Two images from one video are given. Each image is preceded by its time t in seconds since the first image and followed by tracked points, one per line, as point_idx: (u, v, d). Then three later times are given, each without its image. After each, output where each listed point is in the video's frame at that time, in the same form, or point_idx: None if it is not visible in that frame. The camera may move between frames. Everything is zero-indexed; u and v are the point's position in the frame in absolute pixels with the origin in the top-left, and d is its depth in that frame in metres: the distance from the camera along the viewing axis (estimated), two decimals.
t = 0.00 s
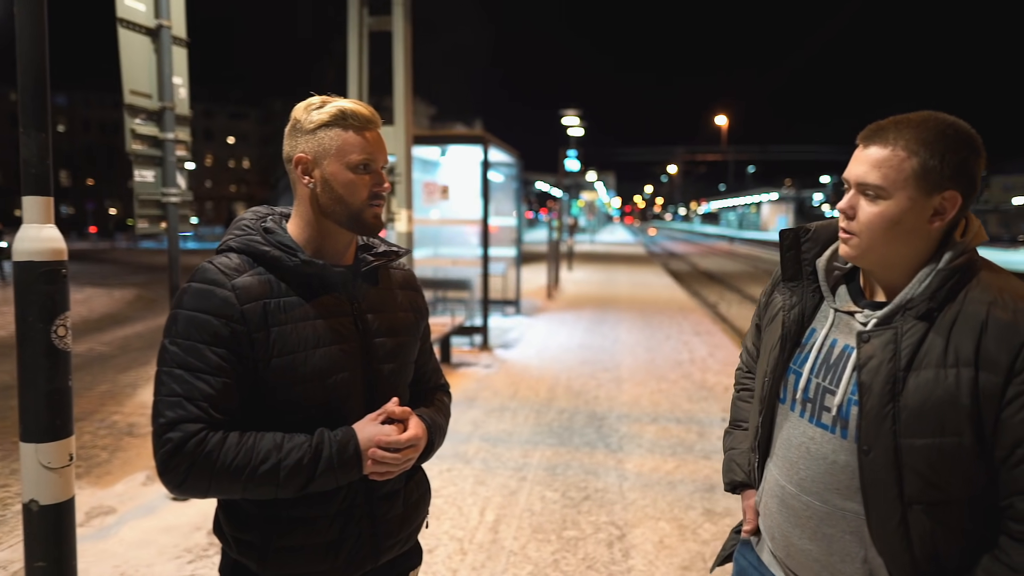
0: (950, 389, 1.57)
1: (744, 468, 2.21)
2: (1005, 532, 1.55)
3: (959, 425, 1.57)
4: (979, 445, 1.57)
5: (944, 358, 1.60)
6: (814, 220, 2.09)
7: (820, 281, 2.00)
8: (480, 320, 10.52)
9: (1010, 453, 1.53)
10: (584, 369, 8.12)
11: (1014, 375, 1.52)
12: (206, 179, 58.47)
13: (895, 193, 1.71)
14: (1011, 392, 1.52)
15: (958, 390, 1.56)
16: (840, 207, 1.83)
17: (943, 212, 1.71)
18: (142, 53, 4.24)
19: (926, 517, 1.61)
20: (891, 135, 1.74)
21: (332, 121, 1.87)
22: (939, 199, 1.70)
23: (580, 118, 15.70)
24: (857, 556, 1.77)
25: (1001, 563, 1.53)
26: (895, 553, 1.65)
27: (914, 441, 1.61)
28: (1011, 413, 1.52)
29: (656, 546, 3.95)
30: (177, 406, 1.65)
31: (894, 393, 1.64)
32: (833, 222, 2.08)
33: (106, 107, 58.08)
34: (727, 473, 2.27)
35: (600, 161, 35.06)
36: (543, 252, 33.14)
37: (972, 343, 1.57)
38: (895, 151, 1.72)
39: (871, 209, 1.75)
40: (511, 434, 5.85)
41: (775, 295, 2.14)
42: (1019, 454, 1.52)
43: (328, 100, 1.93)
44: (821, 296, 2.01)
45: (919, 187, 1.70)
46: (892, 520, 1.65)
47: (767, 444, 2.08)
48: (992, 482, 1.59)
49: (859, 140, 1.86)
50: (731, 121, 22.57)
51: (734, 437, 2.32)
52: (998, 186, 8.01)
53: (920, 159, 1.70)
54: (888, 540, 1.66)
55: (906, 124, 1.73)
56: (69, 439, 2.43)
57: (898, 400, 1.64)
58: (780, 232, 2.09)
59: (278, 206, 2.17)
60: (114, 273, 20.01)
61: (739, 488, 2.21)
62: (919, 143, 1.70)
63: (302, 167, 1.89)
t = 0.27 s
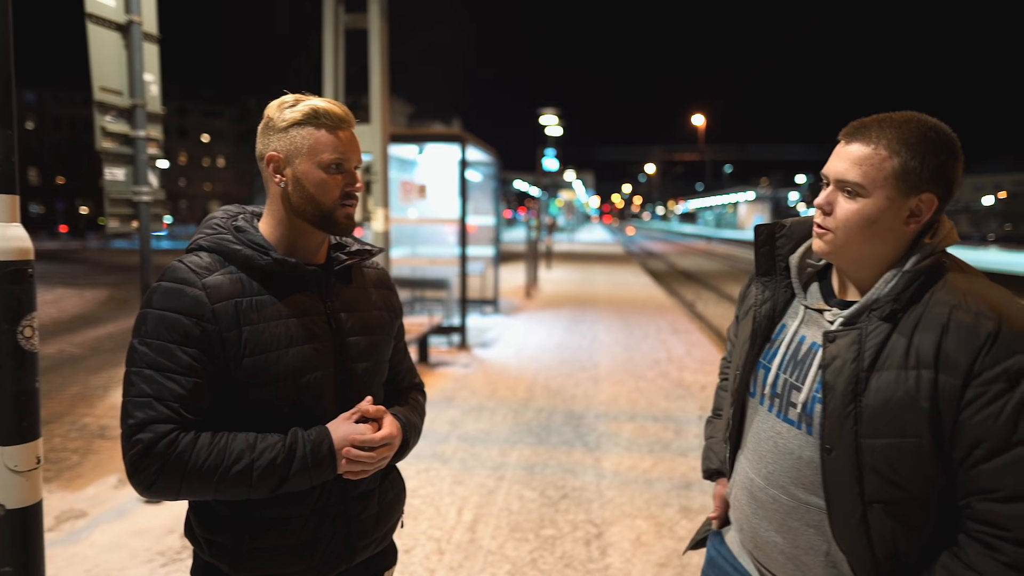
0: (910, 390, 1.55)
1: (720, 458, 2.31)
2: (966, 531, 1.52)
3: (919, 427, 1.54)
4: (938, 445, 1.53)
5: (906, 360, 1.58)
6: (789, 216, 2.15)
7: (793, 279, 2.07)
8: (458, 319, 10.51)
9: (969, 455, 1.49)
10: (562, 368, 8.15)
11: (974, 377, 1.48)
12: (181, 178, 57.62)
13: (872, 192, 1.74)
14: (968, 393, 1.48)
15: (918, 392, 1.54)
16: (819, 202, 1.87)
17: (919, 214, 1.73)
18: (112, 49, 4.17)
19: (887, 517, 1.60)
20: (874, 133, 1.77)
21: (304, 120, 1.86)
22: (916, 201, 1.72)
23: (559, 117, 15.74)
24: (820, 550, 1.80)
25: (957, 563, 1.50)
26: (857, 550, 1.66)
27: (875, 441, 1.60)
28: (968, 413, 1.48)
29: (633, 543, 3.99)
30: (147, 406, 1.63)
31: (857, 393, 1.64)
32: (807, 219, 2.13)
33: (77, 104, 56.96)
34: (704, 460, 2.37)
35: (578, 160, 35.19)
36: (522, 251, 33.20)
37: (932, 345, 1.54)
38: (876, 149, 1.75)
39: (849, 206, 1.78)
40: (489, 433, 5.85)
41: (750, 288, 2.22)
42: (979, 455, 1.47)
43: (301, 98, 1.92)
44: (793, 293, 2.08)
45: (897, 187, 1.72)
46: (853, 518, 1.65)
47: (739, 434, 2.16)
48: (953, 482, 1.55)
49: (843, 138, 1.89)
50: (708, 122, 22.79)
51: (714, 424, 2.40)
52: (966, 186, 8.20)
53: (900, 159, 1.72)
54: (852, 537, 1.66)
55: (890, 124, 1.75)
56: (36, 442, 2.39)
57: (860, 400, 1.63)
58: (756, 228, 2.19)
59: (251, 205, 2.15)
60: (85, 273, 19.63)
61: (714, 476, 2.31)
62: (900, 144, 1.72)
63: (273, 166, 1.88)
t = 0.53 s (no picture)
0: (868, 373, 1.66)
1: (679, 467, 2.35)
2: (919, 506, 1.61)
3: (877, 406, 1.64)
4: (894, 424, 1.63)
5: (864, 344, 1.69)
6: (742, 216, 2.22)
7: (748, 275, 2.12)
8: (444, 318, 10.50)
9: (922, 431, 1.59)
10: (548, 367, 8.17)
11: (925, 358, 1.59)
12: (164, 176, 56.97)
13: (833, 181, 1.83)
14: (920, 372, 1.59)
15: (876, 374, 1.65)
16: (778, 194, 1.93)
17: (870, 203, 1.85)
18: (92, 45, 4.13)
19: (849, 496, 1.68)
20: (829, 128, 1.87)
21: (286, 118, 1.85)
22: (869, 190, 1.84)
23: (544, 116, 15.74)
24: (785, 538, 1.86)
25: (913, 537, 1.59)
26: (821, 530, 1.74)
27: (838, 422, 1.69)
28: (920, 391, 1.59)
29: (618, 541, 4.01)
30: (126, 406, 1.61)
31: (818, 378, 1.74)
32: (759, 219, 2.21)
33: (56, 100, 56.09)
34: (663, 470, 2.40)
35: (564, 160, 35.24)
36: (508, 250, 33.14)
37: (887, 328, 1.66)
38: (834, 141, 1.84)
39: (810, 196, 1.86)
40: (474, 432, 5.86)
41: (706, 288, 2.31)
42: (931, 432, 1.57)
43: (283, 96, 1.91)
44: (749, 289, 2.13)
45: (854, 177, 1.83)
46: (816, 498, 1.73)
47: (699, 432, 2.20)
48: (908, 460, 1.64)
49: (795, 132, 1.98)
50: (693, 121, 22.90)
51: (670, 434, 2.45)
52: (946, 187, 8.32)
53: (856, 150, 1.83)
54: (816, 518, 1.74)
55: (843, 119, 1.86)
56: (14, 442, 2.37)
57: (822, 384, 1.73)
58: (711, 229, 2.23)
59: (233, 203, 2.14)
60: (65, 272, 19.32)
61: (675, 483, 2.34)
62: (855, 137, 1.83)
63: (255, 164, 1.87)
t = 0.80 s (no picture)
0: (847, 358, 1.74)
1: (655, 474, 2.34)
2: (898, 483, 1.69)
3: (859, 388, 1.72)
4: (873, 405, 1.72)
5: (842, 331, 1.78)
6: (709, 218, 2.26)
7: (720, 273, 2.16)
8: (443, 318, 10.51)
9: (900, 410, 1.67)
10: (547, 366, 8.18)
11: (899, 340, 1.69)
12: (164, 176, 56.95)
13: (795, 176, 1.93)
14: (896, 354, 1.68)
15: (855, 358, 1.74)
16: (744, 192, 2.02)
17: (829, 195, 1.96)
18: (93, 46, 4.14)
19: (836, 478, 1.75)
20: (787, 126, 1.97)
21: (288, 118, 1.86)
22: (828, 182, 1.94)
23: (544, 116, 15.74)
24: (774, 528, 1.89)
25: (896, 513, 1.66)
26: (810, 515, 1.79)
27: (822, 407, 1.76)
28: (896, 372, 1.68)
29: (617, 541, 4.02)
30: (128, 406, 1.63)
31: (801, 365, 1.81)
32: (725, 220, 2.25)
33: (56, 100, 56.03)
34: (640, 480, 2.38)
35: (564, 159, 35.22)
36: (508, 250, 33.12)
37: (863, 315, 1.75)
38: (793, 139, 1.94)
39: (775, 192, 1.95)
40: (474, 432, 5.87)
41: (676, 290, 2.35)
42: (908, 409, 1.66)
43: (284, 96, 1.92)
44: (721, 287, 2.17)
45: (814, 171, 1.93)
46: (805, 483, 1.79)
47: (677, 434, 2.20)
48: (887, 440, 1.73)
49: (753, 134, 2.08)
50: (693, 120, 22.90)
51: (643, 444, 2.45)
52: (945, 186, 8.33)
53: (814, 146, 1.93)
54: (804, 503, 1.79)
55: (798, 118, 1.97)
56: (15, 442, 2.38)
57: (804, 371, 1.80)
58: (681, 231, 2.23)
59: (235, 203, 2.15)
60: (65, 273, 19.31)
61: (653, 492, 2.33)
62: (812, 133, 1.94)
63: (257, 164, 1.87)
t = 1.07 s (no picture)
0: (835, 349, 1.78)
1: (645, 480, 2.27)
2: (889, 465, 1.72)
3: (847, 376, 1.76)
4: (862, 391, 1.76)
5: (827, 322, 1.82)
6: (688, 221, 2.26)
7: (703, 273, 2.16)
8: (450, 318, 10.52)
9: (887, 394, 1.71)
10: (554, 366, 8.18)
11: (882, 327, 1.74)
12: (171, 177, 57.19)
13: (772, 179, 1.96)
14: (880, 341, 1.73)
15: (842, 347, 1.77)
16: (720, 197, 2.04)
17: (803, 196, 2.00)
18: (102, 47, 4.16)
19: (831, 465, 1.78)
20: (760, 132, 2.01)
21: (298, 116, 1.86)
22: (801, 184, 1.99)
23: (550, 116, 15.73)
24: (774, 518, 1.90)
25: (889, 493, 1.69)
26: (808, 502, 1.81)
27: (815, 397, 1.79)
28: (880, 359, 1.73)
29: (625, 541, 4.02)
30: (140, 405, 1.64)
31: (792, 357, 1.84)
32: (703, 222, 2.26)
33: (64, 101, 56.35)
34: (629, 488, 2.31)
35: (570, 159, 35.20)
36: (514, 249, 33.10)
37: (846, 306, 1.80)
38: (767, 143, 1.98)
39: (753, 195, 1.97)
40: (481, 431, 5.87)
41: (657, 294, 2.32)
42: (895, 393, 1.70)
43: (294, 95, 1.93)
44: (704, 287, 2.16)
45: (788, 174, 1.97)
46: (802, 472, 1.81)
47: (669, 436, 2.17)
48: (875, 425, 1.77)
49: (726, 141, 2.11)
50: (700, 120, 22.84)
51: (629, 451, 2.37)
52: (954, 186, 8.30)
53: (787, 150, 1.97)
54: (801, 491, 1.82)
55: (769, 123, 2.01)
56: (27, 441, 2.39)
57: (795, 363, 1.83)
58: (662, 236, 2.25)
59: (245, 203, 2.16)
60: (74, 273, 19.43)
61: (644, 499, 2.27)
62: (784, 138, 1.98)
63: (267, 162, 1.88)
